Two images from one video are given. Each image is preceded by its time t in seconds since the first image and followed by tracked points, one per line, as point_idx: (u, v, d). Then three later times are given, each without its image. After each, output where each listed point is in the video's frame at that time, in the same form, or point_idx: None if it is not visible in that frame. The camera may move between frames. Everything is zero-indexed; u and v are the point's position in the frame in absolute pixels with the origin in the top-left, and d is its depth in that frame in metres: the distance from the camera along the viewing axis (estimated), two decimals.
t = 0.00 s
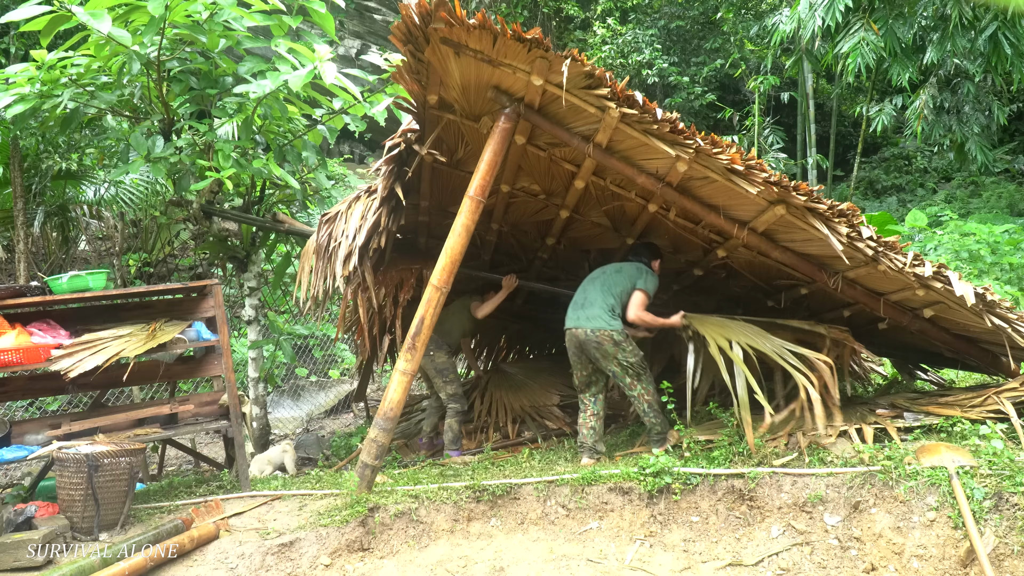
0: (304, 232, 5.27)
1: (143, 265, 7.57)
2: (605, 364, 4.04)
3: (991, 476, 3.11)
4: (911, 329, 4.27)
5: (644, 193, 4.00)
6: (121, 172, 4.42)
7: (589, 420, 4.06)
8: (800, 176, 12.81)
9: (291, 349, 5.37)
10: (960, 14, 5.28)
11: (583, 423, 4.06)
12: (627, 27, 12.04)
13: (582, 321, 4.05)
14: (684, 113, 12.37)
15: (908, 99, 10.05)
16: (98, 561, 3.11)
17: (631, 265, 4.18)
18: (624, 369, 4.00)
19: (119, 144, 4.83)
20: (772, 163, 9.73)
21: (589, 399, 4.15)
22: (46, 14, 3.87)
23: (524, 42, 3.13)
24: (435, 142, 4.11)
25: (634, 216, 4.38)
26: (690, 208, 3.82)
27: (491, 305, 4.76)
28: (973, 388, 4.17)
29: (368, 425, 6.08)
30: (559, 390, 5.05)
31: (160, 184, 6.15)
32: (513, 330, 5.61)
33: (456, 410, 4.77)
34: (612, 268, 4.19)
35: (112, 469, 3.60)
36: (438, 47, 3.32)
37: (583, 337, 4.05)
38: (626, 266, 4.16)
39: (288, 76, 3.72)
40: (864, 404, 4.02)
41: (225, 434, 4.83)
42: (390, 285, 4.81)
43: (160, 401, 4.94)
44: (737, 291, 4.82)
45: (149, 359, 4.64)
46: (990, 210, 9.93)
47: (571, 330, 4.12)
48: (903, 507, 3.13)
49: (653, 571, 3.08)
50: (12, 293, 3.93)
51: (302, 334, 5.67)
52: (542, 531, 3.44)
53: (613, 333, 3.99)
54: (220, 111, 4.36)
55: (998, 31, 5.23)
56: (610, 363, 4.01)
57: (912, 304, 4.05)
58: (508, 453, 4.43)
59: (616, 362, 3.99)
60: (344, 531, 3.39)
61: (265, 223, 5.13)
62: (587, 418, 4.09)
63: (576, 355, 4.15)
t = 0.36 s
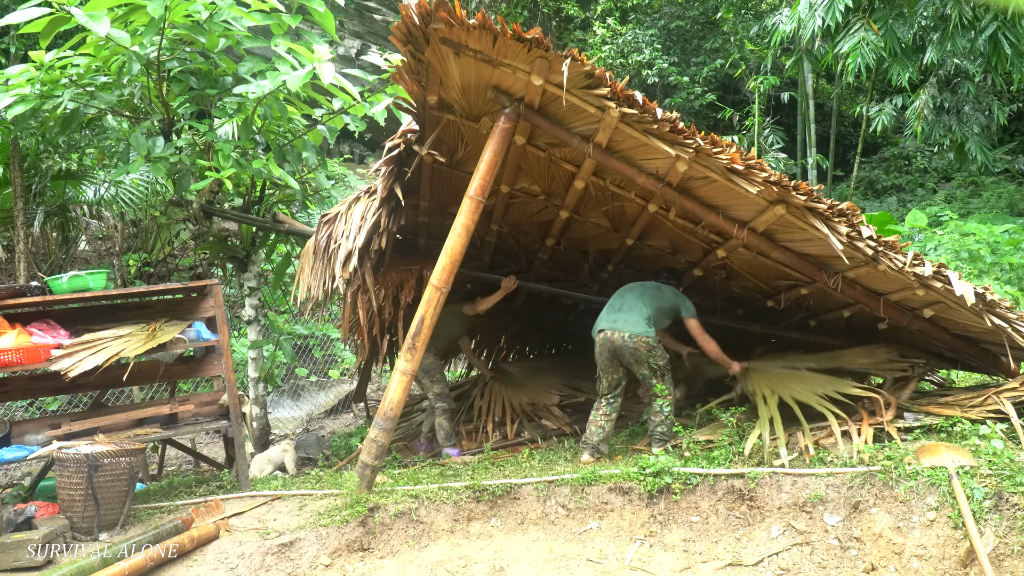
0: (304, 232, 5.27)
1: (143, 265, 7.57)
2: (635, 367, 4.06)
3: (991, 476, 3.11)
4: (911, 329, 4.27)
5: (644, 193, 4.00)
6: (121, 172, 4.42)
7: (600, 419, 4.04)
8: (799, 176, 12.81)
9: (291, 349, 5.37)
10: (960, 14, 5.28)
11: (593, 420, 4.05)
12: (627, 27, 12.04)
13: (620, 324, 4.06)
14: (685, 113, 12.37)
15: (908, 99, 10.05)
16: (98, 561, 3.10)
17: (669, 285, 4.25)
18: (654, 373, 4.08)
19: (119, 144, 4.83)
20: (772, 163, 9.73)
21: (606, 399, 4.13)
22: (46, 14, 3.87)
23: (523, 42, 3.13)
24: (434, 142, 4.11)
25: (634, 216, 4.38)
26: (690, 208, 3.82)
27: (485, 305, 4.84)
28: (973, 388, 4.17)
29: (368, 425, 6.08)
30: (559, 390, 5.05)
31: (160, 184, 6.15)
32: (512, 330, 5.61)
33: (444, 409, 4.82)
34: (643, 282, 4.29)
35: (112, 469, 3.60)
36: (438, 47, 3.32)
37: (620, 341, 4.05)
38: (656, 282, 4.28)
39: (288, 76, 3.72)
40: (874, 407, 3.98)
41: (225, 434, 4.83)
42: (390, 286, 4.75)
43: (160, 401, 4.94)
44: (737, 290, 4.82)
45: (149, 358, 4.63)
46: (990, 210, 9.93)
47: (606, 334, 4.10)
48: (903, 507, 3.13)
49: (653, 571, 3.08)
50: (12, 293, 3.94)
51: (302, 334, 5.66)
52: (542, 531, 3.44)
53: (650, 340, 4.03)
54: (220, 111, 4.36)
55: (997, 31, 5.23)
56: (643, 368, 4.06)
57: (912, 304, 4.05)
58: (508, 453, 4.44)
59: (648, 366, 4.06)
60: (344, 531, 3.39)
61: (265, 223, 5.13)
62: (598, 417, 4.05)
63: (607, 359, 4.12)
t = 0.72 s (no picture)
0: (304, 232, 5.27)
1: (143, 265, 7.57)
2: (649, 361, 4.06)
3: (991, 476, 3.10)
4: (911, 329, 4.27)
5: (644, 193, 4.00)
6: (121, 172, 4.42)
7: (600, 411, 4.04)
8: (799, 176, 12.81)
9: (291, 349, 5.36)
10: (960, 14, 5.27)
11: (594, 413, 4.04)
12: (627, 27, 12.04)
13: (646, 314, 4.04)
14: (685, 113, 12.37)
15: (908, 99, 10.05)
16: (98, 561, 3.10)
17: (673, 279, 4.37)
18: (664, 370, 4.07)
19: (119, 144, 4.83)
20: (772, 163, 9.73)
21: (607, 389, 4.09)
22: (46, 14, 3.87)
23: (523, 42, 3.13)
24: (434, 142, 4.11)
25: (634, 216, 4.38)
26: (690, 208, 3.82)
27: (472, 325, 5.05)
28: (973, 388, 4.17)
29: (368, 425, 6.08)
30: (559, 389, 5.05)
31: (160, 184, 6.15)
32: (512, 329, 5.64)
33: (436, 408, 4.91)
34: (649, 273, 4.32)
35: (112, 469, 3.60)
36: (438, 47, 3.32)
37: (643, 330, 4.03)
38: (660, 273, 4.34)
39: (288, 76, 3.72)
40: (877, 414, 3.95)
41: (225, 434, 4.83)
42: (390, 286, 4.75)
43: (160, 401, 4.94)
44: (737, 290, 4.82)
45: (149, 358, 4.63)
46: (990, 210, 9.93)
47: (628, 322, 4.05)
48: (903, 507, 3.13)
49: (653, 571, 3.08)
50: (12, 293, 3.94)
51: (302, 334, 5.66)
52: (542, 531, 3.44)
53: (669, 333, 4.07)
54: (220, 111, 4.36)
55: (997, 31, 5.23)
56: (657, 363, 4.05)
57: (912, 304, 4.05)
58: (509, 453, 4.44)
59: (661, 362, 4.05)
60: (344, 531, 3.39)
61: (265, 223, 5.13)
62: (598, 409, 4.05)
63: (626, 348, 4.06)
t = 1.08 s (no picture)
0: (304, 232, 5.27)
1: (143, 265, 7.57)
2: (645, 361, 4.09)
3: (991, 476, 3.10)
4: (911, 329, 4.27)
5: (644, 193, 4.00)
6: (121, 172, 4.42)
7: (596, 421, 4.03)
8: (799, 176, 12.81)
9: (291, 349, 5.36)
10: (961, 14, 5.27)
11: (595, 424, 4.03)
12: (627, 27, 12.04)
13: (646, 315, 4.03)
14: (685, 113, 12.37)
15: (908, 99, 10.05)
16: (98, 561, 3.10)
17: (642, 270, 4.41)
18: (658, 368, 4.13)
19: (119, 144, 4.83)
20: (772, 163, 9.73)
21: (602, 394, 4.06)
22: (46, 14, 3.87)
23: (523, 42, 3.13)
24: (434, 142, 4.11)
25: (634, 216, 4.38)
26: (690, 208, 3.82)
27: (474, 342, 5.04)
28: (973, 388, 4.17)
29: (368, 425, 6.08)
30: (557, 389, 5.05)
31: (160, 184, 6.15)
32: (512, 330, 5.63)
33: (434, 408, 4.91)
34: (629, 267, 4.28)
35: (112, 469, 3.60)
36: (438, 47, 3.32)
37: (643, 331, 4.02)
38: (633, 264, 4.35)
39: (288, 75, 3.72)
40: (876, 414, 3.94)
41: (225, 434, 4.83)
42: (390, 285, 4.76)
43: (160, 401, 4.94)
44: (737, 290, 4.82)
45: (149, 359, 4.63)
46: (990, 210, 9.93)
47: (629, 324, 4.00)
48: (903, 507, 3.13)
49: (653, 571, 3.08)
50: (12, 293, 3.93)
51: (302, 334, 5.66)
52: (542, 531, 3.44)
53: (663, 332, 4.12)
54: (220, 111, 4.35)
55: (998, 31, 5.23)
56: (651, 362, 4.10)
57: (912, 304, 4.05)
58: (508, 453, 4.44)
59: (656, 361, 4.12)
60: (344, 531, 3.39)
61: (265, 223, 5.12)
62: (595, 416, 4.05)
63: (625, 349, 4.02)
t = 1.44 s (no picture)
0: (304, 232, 5.27)
1: (143, 265, 7.57)
2: (633, 358, 4.12)
3: (991, 476, 3.10)
4: (911, 329, 4.27)
5: (644, 193, 4.00)
6: (120, 172, 4.41)
7: (592, 421, 4.05)
8: (799, 176, 12.81)
9: (291, 349, 5.36)
10: (960, 14, 5.27)
11: (590, 423, 4.04)
12: (627, 27, 12.04)
13: (631, 312, 4.05)
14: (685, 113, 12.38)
15: (907, 99, 10.05)
16: (98, 561, 3.10)
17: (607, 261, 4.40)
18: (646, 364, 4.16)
19: (119, 144, 4.83)
20: (772, 163, 9.73)
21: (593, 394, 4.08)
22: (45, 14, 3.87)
23: (524, 42, 3.13)
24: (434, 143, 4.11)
25: (634, 216, 4.38)
26: (690, 208, 3.82)
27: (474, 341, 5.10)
28: (973, 388, 4.17)
29: (368, 425, 6.08)
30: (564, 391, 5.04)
31: (160, 184, 6.15)
32: (512, 330, 5.56)
33: (433, 408, 4.92)
34: (602, 262, 4.26)
35: (112, 469, 3.60)
36: (438, 47, 3.32)
37: (629, 328, 4.05)
38: (602, 255, 4.35)
39: (288, 75, 3.72)
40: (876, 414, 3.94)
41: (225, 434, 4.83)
42: (390, 285, 4.76)
43: (160, 401, 4.94)
44: (737, 290, 4.82)
45: (149, 358, 4.63)
46: (990, 210, 9.93)
47: (616, 324, 4.00)
48: (903, 507, 3.13)
49: (653, 571, 3.08)
50: (12, 293, 3.93)
51: (302, 334, 5.66)
52: (542, 531, 3.44)
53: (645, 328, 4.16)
54: (220, 111, 4.35)
55: (997, 31, 5.23)
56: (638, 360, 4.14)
57: (912, 304, 4.05)
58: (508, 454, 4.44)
59: (644, 358, 4.14)
60: (344, 531, 3.39)
61: (265, 223, 5.12)
62: (589, 416, 4.06)
63: (614, 348, 4.02)
